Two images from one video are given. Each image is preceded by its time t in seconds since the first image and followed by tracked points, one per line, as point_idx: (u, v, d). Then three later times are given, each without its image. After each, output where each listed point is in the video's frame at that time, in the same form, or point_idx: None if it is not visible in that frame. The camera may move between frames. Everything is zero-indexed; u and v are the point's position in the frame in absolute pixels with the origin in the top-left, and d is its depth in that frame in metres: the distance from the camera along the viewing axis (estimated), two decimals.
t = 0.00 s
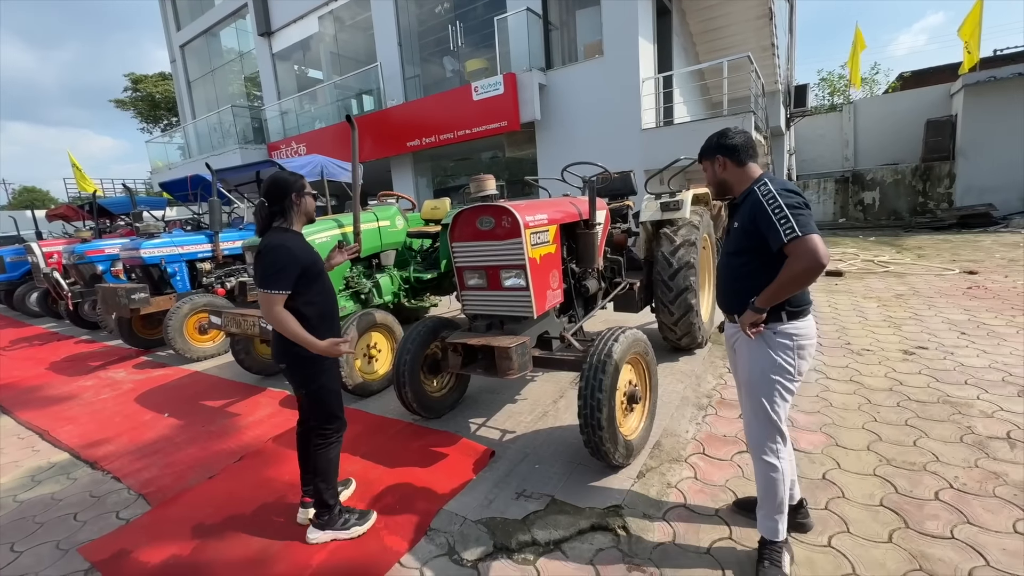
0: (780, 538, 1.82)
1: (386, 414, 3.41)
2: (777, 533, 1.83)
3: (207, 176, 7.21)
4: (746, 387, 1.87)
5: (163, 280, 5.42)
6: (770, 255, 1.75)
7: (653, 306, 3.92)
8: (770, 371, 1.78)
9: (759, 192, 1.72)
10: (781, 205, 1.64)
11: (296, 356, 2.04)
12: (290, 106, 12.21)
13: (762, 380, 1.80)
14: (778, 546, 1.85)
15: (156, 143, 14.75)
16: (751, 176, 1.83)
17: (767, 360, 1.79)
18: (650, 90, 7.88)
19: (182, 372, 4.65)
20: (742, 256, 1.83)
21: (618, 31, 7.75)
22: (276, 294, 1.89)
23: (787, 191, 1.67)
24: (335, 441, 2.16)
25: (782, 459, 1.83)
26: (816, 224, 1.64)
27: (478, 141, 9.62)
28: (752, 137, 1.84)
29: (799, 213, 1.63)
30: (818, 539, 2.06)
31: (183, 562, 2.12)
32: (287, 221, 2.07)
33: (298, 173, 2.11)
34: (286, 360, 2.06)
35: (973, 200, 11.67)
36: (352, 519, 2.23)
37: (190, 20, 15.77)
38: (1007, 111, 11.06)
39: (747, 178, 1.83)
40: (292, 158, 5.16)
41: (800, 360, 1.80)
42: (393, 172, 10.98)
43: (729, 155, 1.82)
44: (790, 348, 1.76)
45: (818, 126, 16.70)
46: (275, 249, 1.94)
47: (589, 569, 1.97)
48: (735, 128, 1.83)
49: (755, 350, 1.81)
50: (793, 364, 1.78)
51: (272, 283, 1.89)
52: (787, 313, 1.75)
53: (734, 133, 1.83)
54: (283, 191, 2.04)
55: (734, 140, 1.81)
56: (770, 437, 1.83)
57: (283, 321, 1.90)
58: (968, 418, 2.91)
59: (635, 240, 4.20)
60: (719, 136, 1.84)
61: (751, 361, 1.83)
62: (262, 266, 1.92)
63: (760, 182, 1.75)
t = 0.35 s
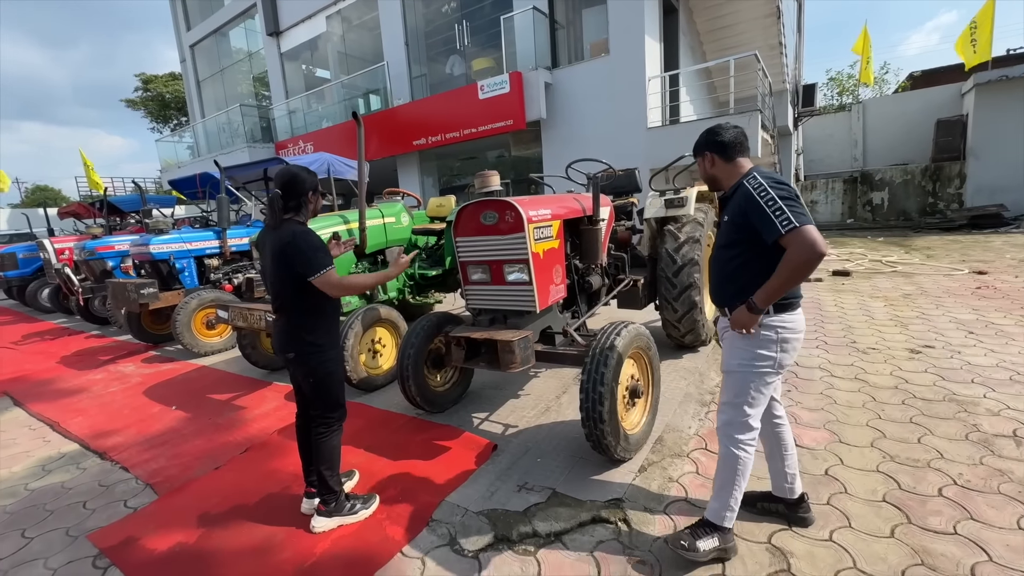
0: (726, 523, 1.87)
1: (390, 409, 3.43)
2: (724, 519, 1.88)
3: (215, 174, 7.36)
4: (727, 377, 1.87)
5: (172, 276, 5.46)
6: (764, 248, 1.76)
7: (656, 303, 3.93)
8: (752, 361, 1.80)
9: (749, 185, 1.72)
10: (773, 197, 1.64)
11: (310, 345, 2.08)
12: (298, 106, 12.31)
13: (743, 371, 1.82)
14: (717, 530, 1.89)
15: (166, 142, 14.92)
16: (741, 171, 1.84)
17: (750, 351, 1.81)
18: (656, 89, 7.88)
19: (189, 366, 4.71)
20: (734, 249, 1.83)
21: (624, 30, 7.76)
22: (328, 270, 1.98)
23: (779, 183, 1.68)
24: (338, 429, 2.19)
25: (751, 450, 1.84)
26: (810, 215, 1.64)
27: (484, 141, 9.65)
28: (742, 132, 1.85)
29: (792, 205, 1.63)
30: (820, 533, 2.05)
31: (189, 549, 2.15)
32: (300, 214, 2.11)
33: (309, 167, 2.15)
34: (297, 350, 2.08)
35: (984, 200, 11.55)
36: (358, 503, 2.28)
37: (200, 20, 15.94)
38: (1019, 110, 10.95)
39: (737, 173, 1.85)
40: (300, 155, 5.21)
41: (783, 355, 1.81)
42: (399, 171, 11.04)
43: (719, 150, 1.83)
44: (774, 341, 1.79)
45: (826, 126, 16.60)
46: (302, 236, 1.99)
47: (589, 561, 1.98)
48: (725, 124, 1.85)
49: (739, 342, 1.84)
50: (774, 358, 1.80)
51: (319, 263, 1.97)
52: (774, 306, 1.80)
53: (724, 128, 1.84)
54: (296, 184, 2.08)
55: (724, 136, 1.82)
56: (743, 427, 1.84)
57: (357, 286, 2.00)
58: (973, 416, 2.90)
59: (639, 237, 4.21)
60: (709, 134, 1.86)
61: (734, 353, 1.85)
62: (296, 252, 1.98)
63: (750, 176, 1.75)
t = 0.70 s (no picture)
0: (709, 534, 1.85)
1: (400, 408, 3.45)
2: (709, 530, 1.86)
3: (234, 176, 7.53)
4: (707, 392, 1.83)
5: (190, 274, 5.58)
6: (749, 259, 1.72)
7: (667, 308, 3.91)
8: (732, 379, 1.75)
9: (740, 194, 1.67)
10: (764, 209, 1.60)
11: (334, 339, 2.11)
12: (315, 110, 12.53)
13: (725, 390, 1.77)
14: (701, 540, 1.87)
15: (187, 145, 15.28)
16: (729, 178, 1.81)
17: (728, 367, 1.76)
18: (670, 95, 7.88)
19: (204, 364, 4.80)
20: (718, 259, 1.78)
21: (638, 36, 7.79)
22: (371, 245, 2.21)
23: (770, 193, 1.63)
24: (351, 428, 2.20)
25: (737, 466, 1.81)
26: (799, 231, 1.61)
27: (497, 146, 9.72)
28: (731, 136, 1.80)
29: (783, 220, 1.59)
30: (832, 542, 2.01)
31: (200, 541, 2.19)
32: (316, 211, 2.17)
33: (323, 165, 2.21)
34: (319, 345, 2.09)
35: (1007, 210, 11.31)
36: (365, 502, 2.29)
37: (223, 27, 16.33)
38: None
39: (725, 180, 1.81)
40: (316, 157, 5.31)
41: (764, 369, 1.76)
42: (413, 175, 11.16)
43: (711, 153, 1.78)
44: (752, 357, 1.74)
45: (844, 134, 16.42)
46: (336, 228, 2.08)
47: (595, 563, 1.96)
48: (715, 126, 1.79)
49: (716, 359, 1.78)
50: (754, 373, 1.75)
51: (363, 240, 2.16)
52: (752, 318, 1.74)
53: (718, 131, 1.79)
54: (315, 180, 2.13)
55: (718, 139, 1.77)
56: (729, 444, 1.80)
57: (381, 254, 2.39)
58: (994, 427, 2.82)
59: (651, 242, 4.20)
60: (700, 134, 1.79)
61: (713, 371, 1.79)
62: (333, 242, 2.07)
63: (741, 184, 1.70)
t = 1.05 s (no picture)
0: (718, 548, 1.79)
1: (411, 411, 3.47)
2: (716, 543, 1.81)
3: (254, 181, 7.69)
4: (693, 410, 1.76)
5: (209, 275, 5.70)
6: (733, 268, 1.67)
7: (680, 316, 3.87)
8: (718, 396, 1.70)
9: (721, 200, 1.62)
10: (747, 217, 1.55)
11: (344, 341, 2.13)
12: (334, 117, 12.75)
13: (711, 407, 1.71)
14: (710, 552, 1.82)
15: (210, 150, 15.65)
16: (708, 183, 1.77)
17: (715, 385, 1.70)
18: (686, 104, 7.87)
19: (220, 363, 4.88)
20: (701, 268, 1.72)
21: (654, 46, 7.81)
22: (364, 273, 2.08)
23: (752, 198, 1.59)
24: (362, 430, 2.20)
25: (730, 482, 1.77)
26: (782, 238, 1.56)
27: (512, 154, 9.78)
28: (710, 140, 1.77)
29: (765, 227, 1.54)
30: (847, 558, 1.96)
31: (212, 536, 2.21)
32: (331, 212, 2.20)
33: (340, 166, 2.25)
34: (330, 346, 2.12)
35: None
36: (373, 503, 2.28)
37: (247, 35, 16.75)
38: None
39: (705, 185, 1.77)
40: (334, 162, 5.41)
41: (749, 382, 1.72)
42: (429, 182, 11.27)
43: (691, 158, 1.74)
44: (737, 372, 1.69)
45: (864, 145, 16.21)
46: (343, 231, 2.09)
47: (603, 572, 1.94)
48: (693, 129, 1.75)
49: (701, 375, 1.72)
50: (739, 387, 1.71)
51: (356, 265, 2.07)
52: (738, 331, 1.69)
53: (696, 135, 1.75)
54: (330, 181, 2.17)
55: (696, 143, 1.73)
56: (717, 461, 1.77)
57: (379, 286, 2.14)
58: (1018, 446, 2.73)
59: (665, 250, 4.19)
60: (678, 137, 1.75)
61: (698, 387, 1.73)
62: (339, 247, 2.06)
63: (721, 189, 1.66)
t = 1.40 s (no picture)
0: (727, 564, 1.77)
1: (419, 416, 3.48)
2: (724, 558, 1.78)
3: (270, 185, 7.82)
4: (691, 427, 1.74)
5: (224, 276, 5.79)
6: (714, 284, 1.66)
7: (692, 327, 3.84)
8: (716, 412, 1.67)
9: (699, 217, 1.61)
10: (726, 234, 1.54)
11: (338, 348, 2.13)
12: (350, 122, 12.92)
13: (710, 424, 1.69)
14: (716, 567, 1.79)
15: (229, 153, 15.94)
16: (686, 198, 1.76)
17: (710, 400, 1.67)
18: (701, 113, 7.83)
19: (233, 363, 4.94)
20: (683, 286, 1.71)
21: (669, 55, 7.80)
22: (332, 271, 1.99)
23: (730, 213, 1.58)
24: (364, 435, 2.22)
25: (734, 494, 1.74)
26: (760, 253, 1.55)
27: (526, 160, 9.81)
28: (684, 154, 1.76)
29: (742, 243, 1.52)
30: None
31: (220, 536, 2.24)
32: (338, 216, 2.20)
33: (354, 169, 2.25)
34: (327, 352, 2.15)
35: None
36: (380, 508, 2.30)
37: (268, 42, 17.07)
38: None
39: (682, 199, 1.77)
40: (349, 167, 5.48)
41: (744, 394, 1.70)
42: (442, 187, 11.34)
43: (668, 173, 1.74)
44: (733, 386, 1.66)
45: (883, 156, 15.97)
46: (338, 240, 2.09)
47: None
48: (667, 144, 1.75)
49: (697, 392, 1.69)
50: (736, 400, 1.68)
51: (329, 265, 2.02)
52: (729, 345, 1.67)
53: (671, 149, 1.75)
54: (338, 186, 2.18)
55: (672, 157, 1.74)
56: (718, 475, 1.73)
57: (345, 287, 1.95)
58: None
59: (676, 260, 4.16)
60: (653, 153, 1.74)
61: (696, 405, 1.70)
62: (325, 255, 2.05)
63: (698, 205, 1.65)
